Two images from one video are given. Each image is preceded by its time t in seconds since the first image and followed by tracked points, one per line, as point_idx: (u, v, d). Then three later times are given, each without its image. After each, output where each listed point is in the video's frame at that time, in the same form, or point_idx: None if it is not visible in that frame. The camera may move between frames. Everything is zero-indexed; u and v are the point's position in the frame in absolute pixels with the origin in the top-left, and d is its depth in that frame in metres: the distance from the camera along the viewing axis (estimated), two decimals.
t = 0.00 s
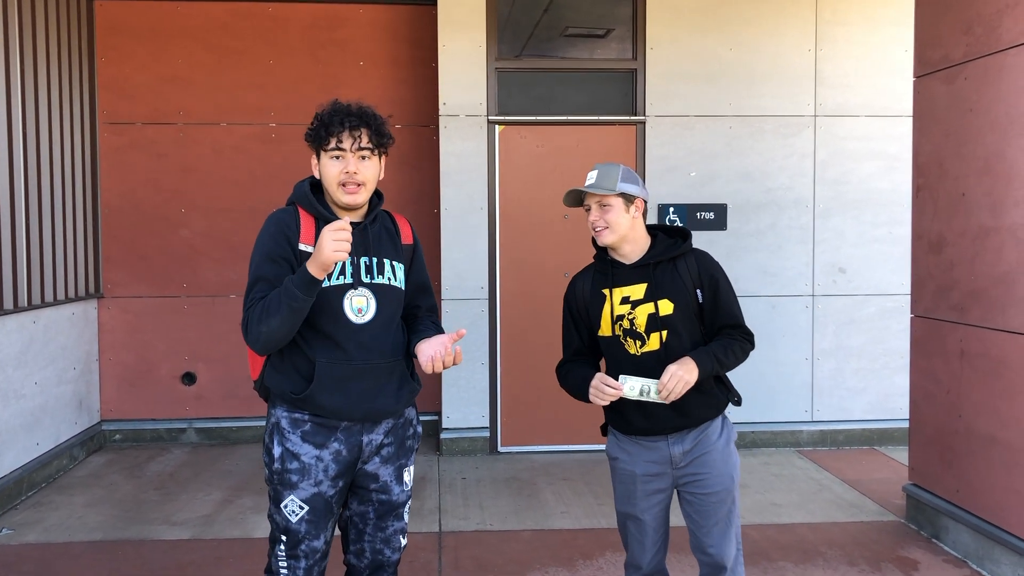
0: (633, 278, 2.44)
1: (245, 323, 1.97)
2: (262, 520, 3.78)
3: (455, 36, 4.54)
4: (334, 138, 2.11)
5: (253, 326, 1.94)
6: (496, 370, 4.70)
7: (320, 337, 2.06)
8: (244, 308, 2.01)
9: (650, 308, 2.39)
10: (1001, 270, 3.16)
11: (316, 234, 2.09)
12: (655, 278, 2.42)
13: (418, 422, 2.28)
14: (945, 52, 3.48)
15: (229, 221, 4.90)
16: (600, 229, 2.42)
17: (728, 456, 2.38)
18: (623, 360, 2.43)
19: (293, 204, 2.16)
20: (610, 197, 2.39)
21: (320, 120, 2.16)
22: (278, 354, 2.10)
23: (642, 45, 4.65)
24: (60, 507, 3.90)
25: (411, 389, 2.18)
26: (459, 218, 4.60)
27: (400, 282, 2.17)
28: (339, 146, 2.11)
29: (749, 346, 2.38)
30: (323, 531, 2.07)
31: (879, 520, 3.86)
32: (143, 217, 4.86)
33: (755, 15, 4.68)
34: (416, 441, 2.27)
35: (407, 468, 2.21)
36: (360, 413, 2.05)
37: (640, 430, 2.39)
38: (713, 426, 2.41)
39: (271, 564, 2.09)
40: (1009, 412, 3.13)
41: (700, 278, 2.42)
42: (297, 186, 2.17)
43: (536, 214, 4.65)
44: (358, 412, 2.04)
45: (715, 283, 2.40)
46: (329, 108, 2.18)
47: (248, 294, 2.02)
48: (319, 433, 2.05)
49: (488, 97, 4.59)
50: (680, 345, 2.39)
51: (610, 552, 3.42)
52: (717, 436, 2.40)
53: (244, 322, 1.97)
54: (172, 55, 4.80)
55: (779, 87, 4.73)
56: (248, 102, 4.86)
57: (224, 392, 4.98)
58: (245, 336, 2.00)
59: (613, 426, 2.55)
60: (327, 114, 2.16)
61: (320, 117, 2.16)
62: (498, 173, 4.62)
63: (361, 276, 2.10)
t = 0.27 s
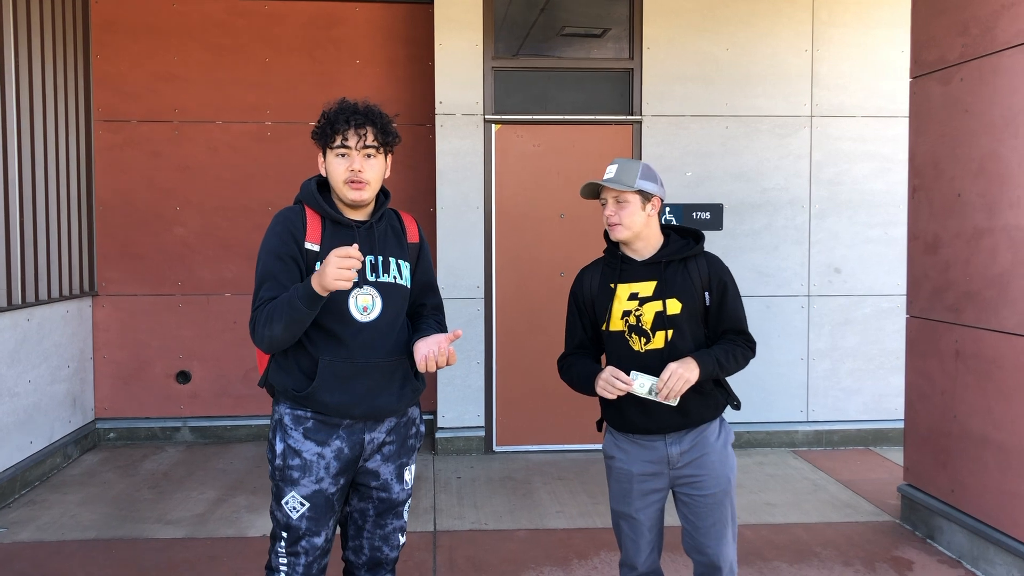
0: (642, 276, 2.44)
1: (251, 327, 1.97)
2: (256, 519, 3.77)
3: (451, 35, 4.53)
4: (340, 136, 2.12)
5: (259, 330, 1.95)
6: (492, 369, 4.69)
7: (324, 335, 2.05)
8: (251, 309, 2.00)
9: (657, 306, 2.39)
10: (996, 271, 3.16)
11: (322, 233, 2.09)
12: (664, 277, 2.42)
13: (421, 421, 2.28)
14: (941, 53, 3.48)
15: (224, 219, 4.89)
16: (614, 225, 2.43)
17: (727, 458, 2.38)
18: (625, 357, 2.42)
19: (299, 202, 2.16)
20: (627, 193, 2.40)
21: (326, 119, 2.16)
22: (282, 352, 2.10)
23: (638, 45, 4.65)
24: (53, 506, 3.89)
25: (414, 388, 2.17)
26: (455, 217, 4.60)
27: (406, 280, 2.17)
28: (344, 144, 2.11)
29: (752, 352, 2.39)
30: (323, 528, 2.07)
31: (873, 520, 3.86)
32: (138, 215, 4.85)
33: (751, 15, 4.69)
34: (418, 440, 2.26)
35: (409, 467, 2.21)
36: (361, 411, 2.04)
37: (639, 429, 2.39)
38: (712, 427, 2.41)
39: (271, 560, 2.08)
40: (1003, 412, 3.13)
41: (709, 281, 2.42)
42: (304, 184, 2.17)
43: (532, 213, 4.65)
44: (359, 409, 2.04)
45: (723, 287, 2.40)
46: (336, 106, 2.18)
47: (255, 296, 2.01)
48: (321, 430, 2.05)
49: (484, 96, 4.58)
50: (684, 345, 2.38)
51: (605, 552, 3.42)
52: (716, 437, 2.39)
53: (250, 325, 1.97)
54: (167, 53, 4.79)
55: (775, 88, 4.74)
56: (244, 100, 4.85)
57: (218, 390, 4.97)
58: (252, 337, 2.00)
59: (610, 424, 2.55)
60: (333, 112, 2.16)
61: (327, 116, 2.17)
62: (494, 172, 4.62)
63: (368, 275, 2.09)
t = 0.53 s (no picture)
0: (666, 273, 2.44)
1: (262, 325, 1.94)
2: (251, 518, 3.77)
3: (447, 33, 4.53)
4: (337, 133, 2.12)
5: (271, 332, 1.93)
6: (487, 367, 4.69)
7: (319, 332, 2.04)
8: (259, 307, 1.97)
9: (680, 304, 2.39)
10: (990, 269, 3.17)
11: (318, 231, 2.09)
12: (689, 277, 2.42)
13: (419, 420, 2.26)
14: (935, 52, 3.49)
15: (219, 218, 4.88)
16: (642, 221, 2.43)
17: (731, 461, 2.40)
18: (642, 352, 2.40)
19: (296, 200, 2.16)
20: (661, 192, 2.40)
21: (323, 117, 2.16)
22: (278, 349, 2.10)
23: (634, 44, 4.65)
24: (47, 505, 3.88)
25: (410, 386, 2.16)
26: (450, 216, 4.60)
27: (403, 277, 2.16)
28: (342, 141, 2.11)
29: (766, 359, 2.42)
30: (319, 526, 2.07)
31: (867, 518, 3.87)
32: (132, 214, 4.84)
33: (746, 14, 4.69)
34: (415, 439, 2.25)
35: (406, 466, 2.20)
36: (356, 409, 2.03)
37: (649, 426, 2.38)
38: (719, 429, 2.42)
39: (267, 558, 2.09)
40: (996, 410, 3.14)
41: (731, 286, 2.44)
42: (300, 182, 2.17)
43: (528, 212, 4.65)
44: (354, 407, 2.03)
45: (745, 293, 2.44)
46: (332, 104, 2.18)
47: (266, 295, 1.98)
48: (316, 428, 2.04)
49: (479, 94, 4.58)
50: (702, 346, 2.39)
51: (600, 550, 3.42)
52: (722, 439, 2.41)
53: (261, 323, 1.94)
54: (162, 51, 4.78)
55: (770, 87, 4.74)
56: (238, 98, 4.84)
57: (213, 389, 4.96)
58: (253, 335, 1.97)
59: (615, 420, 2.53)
60: (330, 110, 2.16)
61: (323, 114, 2.17)
62: (489, 170, 4.62)
63: (363, 273, 2.09)
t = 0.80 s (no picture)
0: (699, 272, 2.43)
1: (261, 324, 1.94)
2: (250, 517, 3.77)
3: (445, 31, 4.53)
4: (332, 131, 2.12)
5: (270, 334, 1.94)
6: (486, 366, 4.70)
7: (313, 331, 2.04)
8: (256, 305, 1.97)
9: (711, 305, 2.39)
10: (989, 266, 3.17)
11: (312, 229, 2.09)
12: (722, 277, 2.42)
13: (415, 418, 2.27)
14: (933, 48, 3.49)
15: (218, 217, 4.88)
16: (681, 219, 2.43)
17: (744, 457, 2.42)
18: (669, 349, 2.41)
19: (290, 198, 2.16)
20: (703, 192, 2.39)
21: (318, 114, 2.16)
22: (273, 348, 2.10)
23: (632, 41, 4.65)
24: (47, 504, 3.88)
25: (406, 384, 2.17)
26: (448, 214, 4.60)
27: (397, 276, 2.17)
28: (337, 139, 2.11)
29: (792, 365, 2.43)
30: (315, 525, 2.07)
31: (866, 515, 3.88)
32: (130, 213, 4.83)
33: (744, 11, 4.69)
34: (412, 438, 2.25)
35: (402, 465, 2.20)
36: (352, 407, 2.04)
37: (667, 420, 2.38)
38: (734, 426, 2.44)
39: (264, 558, 2.09)
40: (995, 407, 3.14)
41: (763, 289, 2.44)
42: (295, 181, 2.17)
43: (526, 210, 4.65)
44: (350, 405, 2.04)
45: (776, 299, 2.43)
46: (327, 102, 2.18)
47: (265, 295, 1.98)
48: (312, 427, 2.04)
49: (477, 92, 4.58)
50: (729, 347, 2.40)
51: (599, 548, 3.43)
52: (737, 436, 2.42)
53: (260, 323, 1.94)
54: (159, 50, 4.77)
55: (768, 84, 4.74)
56: (236, 97, 4.84)
57: (212, 388, 4.96)
58: (249, 333, 1.96)
59: (631, 413, 2.53)
60: (325, 107, 2.16)
61: (318, 111, 2.17)
62: (487, 169, 4.61)
63: (357, 271, 2.09)
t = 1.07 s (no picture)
0: (716, 270, 2.44)
1: (260, 325, 1.94)
2: (255, 515, 3.77)
3: (447, 30, 4.53)
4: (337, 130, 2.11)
5: (270, 335, 1.94)
6: (490, 364, 4.70)
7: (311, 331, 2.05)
8: (255, 306, 1.96)
9: (727, 302, 2.39)
10: (993, 263, 3.17)
11: (307, 229, 2.09)
12: (739, 275, 2.42)
13: (414, 417, 2.27)
14: (937, 45, 3.48)
15: (221, 216, 4.88)
16: (699, 217, 2.41)
17: (755, 455, 2.41)
18: (684, 345, 2.42)
19: (285, 198, 2.15)
20: (722, 189, 2.38)
21: (320, 110, 2.13)
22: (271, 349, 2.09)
23: (635, 39, 4.65)
24: (52, 503, 3.89)
25: (405, 382, 2.19)
26: (452, 213, 4.60)
27: (393, 274, 2.18)
28: (342, 137, 2.10)
29: (806, 365, 2.43)
30: (316, 524, 2.07)
31: (871, 513, 3.87)
32: (134, 212, 4.84)
33: (747, 8, 4.68)
34: (411, 436, 2.26)
35: (402, 463, 2.21)
36: (352, 407, 2.04)
37: (679, 414, 2.39)
38: (746, 424, 2.43)
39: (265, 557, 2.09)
40: (1000, 404, 3.13)
41: (779, 288, 2.43)
42: (290, 179, 2.16)
43: (529, 208, 4.65)
44: (349, 405, 2.04)
45: (793, 298, 2.42)
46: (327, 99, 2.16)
47: (263, 295, 1.98)
48: (312, 427, 2.05)
49: (480, 91, 4.58)
50: (744, 346, 2.40)
51: (603, 546, 3.42)
52: (748, 433, 2.42)
53: (259, 323, 1.94)
54: (163, 49, 4.78)
55: (771, 81, 4.74)
56: (240, 96, 4.84)
57: (216, 387, 4.97)
58: (248, 334, 1.96)
59: (644, 405, 2.54)
60: (328, 104, 2.13)
61: (319, 107, 2.14)
62: (490, 167, 4.61)
63: (354, 270, 2.09)
